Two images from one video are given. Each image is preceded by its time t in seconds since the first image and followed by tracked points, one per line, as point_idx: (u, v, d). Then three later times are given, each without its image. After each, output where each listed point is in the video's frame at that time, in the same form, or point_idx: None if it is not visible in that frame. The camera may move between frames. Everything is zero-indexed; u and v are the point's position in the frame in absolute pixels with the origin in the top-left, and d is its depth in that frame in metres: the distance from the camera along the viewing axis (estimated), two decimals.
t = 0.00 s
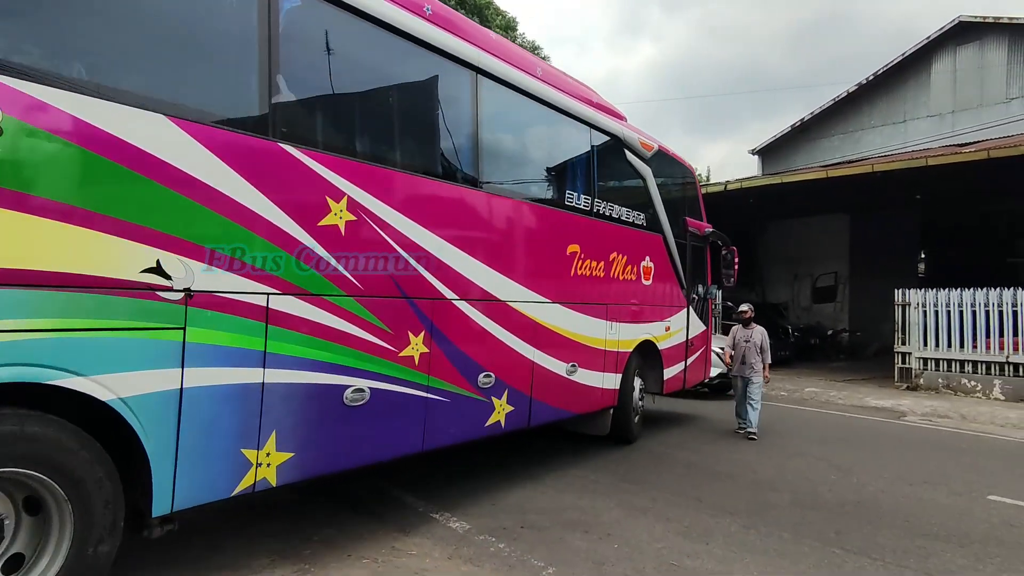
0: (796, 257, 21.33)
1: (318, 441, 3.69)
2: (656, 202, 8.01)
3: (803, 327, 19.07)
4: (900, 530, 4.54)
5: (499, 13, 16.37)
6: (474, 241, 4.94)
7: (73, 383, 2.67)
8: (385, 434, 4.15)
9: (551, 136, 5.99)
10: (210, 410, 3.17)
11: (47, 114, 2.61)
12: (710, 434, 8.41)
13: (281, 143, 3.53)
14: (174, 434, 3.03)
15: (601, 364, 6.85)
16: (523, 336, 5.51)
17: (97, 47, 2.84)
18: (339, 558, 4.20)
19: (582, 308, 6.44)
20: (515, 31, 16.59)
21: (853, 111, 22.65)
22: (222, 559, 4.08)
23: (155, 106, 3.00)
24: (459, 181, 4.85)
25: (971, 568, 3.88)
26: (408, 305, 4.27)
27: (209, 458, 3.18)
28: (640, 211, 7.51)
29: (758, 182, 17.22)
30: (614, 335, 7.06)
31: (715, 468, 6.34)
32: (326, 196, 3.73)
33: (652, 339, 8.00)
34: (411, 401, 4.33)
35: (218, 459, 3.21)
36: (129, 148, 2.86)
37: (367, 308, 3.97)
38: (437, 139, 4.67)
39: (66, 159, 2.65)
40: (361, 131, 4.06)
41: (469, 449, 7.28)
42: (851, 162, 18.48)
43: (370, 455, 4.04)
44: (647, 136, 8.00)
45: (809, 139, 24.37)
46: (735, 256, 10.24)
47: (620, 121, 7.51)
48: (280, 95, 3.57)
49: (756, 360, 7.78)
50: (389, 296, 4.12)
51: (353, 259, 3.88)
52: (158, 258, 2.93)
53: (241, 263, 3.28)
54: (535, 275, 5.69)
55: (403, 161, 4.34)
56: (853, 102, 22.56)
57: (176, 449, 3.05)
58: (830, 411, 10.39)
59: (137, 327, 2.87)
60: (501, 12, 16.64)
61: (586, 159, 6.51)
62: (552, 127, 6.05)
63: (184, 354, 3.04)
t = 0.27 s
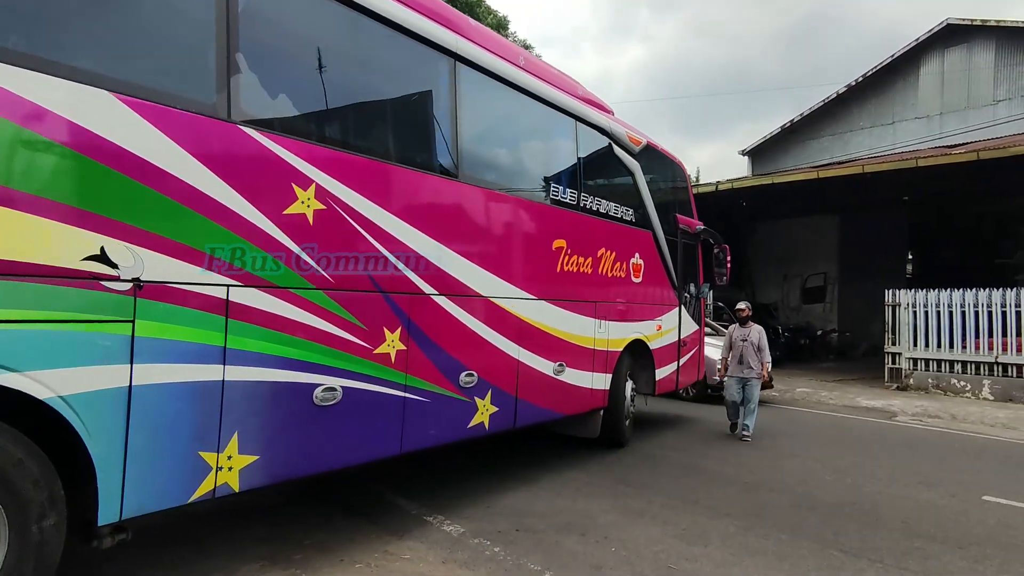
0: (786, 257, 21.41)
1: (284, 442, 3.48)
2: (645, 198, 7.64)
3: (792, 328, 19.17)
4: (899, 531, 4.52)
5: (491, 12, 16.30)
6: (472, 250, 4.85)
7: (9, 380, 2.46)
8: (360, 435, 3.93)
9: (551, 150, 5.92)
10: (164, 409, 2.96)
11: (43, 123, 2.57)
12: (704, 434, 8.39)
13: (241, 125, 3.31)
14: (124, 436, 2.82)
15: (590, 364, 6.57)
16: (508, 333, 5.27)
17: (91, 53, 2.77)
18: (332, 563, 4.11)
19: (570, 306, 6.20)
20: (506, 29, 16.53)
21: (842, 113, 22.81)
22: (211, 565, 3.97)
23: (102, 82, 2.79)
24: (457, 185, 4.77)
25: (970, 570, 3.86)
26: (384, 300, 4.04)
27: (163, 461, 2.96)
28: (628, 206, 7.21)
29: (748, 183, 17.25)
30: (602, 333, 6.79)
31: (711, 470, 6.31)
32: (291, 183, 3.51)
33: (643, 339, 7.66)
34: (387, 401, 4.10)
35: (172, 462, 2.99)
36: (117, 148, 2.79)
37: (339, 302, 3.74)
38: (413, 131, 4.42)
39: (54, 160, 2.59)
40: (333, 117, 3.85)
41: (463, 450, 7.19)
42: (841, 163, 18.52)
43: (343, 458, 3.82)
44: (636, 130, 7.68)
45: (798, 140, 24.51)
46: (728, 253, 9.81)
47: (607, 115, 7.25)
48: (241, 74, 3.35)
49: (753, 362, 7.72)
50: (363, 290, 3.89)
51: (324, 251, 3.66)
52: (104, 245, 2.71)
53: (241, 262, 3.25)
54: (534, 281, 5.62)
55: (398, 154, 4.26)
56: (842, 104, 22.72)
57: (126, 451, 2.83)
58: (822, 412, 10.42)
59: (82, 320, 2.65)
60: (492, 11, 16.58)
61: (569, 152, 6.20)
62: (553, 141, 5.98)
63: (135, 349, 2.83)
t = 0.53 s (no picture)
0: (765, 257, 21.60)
1: (240, 447, 3.27)
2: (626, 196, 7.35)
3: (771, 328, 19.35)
4: (885, 530, 4.54)
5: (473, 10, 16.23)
6: (462, 260, 4.82)
7: None
8: (325, 438, 3.72)
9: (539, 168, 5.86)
10: (102, 412, 2.74)
11: (29, 135, 2.53)
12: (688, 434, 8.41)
13: (186, 107, 3.10)
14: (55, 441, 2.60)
15: (569, 364, 6.32)
16: (483, 331, 5.05)
17: (50, 45, 2.66)
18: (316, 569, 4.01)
19: (549, 304, 5.95)
20: (488, 28, 16.48)
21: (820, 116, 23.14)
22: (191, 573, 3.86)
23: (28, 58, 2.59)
24: (447, 191, 4.70)
25: (956, 568, 3.89)
26: (350, 297, 3.84)
27: (100, 468, 2.74)
28: (608, 202, 6.96)
29: (728, 184, 17.39)
30: (582, 333, 6.53)
31: (696, 470, 6.31)
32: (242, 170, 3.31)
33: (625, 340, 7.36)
34: (353, 402, 3.89)
35: (112, 469, 2.78)
36: (106, 162, 2.76)
37: (298, 298, 3.53)
38: (374, 122, 4.17)
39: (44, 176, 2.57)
40: (291, 104, 3.65)
41: (447, 453, 7.11)
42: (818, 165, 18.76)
43: (305, 463, 3.61)
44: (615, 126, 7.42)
45: (776, 142, 24.80)
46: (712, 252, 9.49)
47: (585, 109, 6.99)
48: (186, 53, 3.14)
49: (738, 364, 7.65)
50: (324, 284, 3.68)
51: (281, 243, 3.47)
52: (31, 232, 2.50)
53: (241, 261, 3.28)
54: (524, 288, 5.57)
55: (384, 150, 4.21)
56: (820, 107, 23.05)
57: (56, 457, 2.61)
58: (803, 411, 10.53)
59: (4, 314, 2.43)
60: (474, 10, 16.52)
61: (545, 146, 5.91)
62: (542, 156, 5.91)
63: (66, 346, 2.61)
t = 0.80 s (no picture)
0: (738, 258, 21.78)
1: (185, 459, 3.01)
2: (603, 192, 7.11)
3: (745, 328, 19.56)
4: (866, 528, 4.60)
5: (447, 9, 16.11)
6: (448, 266, 4.75)
7: None
8: (281, 448, 3.46)
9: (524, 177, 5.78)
10: (25, 424, 2.48)
11: (8, 147, 2.43)
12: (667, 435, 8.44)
13: (120, 89, 2.84)
14: None
15: (546, 366, 6.08)
16: (454, 332, 4.78)
17: None
18: None
19: (525, 305, 5.72)
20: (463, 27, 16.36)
21: (791, 119, 23.57)
22: None
23: None
24: (434, 197, 4.64)
25: (938, 566, 3.94)
26: (308, 295, 3.59)
27: (21, 486, 2.47)
28: (584, 199, 6.74)
29: (702, 185, 17.53)
30: (559, 334, 6.28)
31: (678, 471, 6.32)
32: (185, 158, 3.04)
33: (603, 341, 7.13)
34: (314, 409, 3.63)
35: (34, 487, 2.51)
36: (86, 179, 2.66)
37: (249, 297, 3.27)
38: (330, 110, 3.92)
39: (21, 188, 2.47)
40: (241, 88, 3.40)
41: (426, 457, 7.02)
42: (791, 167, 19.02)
43: (258, 475, 3.34)
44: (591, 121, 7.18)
45: (748, 144, 25.14)
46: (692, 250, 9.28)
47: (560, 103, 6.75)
48: (120, 29, 2.89)
49: (714, 364, 7.51)
50: (280, 282, 3.44)
51: (229, 237, 3.21)
52: None
53: (242, 262, 3.27)
54: (512, 292, 5.52)
55: (368, 148, 4.14)
56: (791, 109, 23.49)
57: None
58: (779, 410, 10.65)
59: None
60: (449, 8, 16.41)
61: (517, 141, 5.70)
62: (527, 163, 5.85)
63: None
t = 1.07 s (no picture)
0: (723, 259, 21.81)
1: (140, 472, 2.79)
2: (594, 187, 6.92)
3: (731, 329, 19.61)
4: (860, 528, 4.62)
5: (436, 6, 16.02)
6: (450, 264, 4.72)
7: None
8: (247, 460, 3.23)
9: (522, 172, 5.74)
10: None
11: None
12: (658, 435, 8.44)
13: (68, 71, 2.61)
14: None
15: (535, 368, 5.86)
16: (437, 333, 4.56)
17: None
18: None
19: (513, 304, 5.51)
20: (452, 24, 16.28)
21: (778, 120, 23.75)
22: None
23: None
24: (436, 198, 4.59)
25: (934, 565, 3.96)
26: (279, 296, 3.37)
27: None
28: (576, 195, 6.55)
29: (691, 185, 17.56)
30: (547, 335, 6.07)
31: (671, 472, 6.32)
32: (142, 147, 2.81)
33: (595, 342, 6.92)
34: (284, 417, 3.41)
35: None
36: (46, 177, 2.47)
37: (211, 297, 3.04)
38: (304, 98, 3.70)
39: None
40: (204, 72, 3.16)
41: (418, 459, 6.95)
42: (779, 168, 19.13)
43: (221, 489, 3.11)
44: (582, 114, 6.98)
45: (735, 145, 25.28)
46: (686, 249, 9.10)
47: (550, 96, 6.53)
48: (67, 8, 2.67)
49: (705, 367, 7.24)
50: (247, 282, 3.21)
51: (189, 232, 2.97)
52: None
53: (244, 261, 3.20)
54: (513, 292, 5.50)
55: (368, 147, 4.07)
56: (778, 111, 23.68)
57: None
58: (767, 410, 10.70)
59: None
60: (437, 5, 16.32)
61: (502, 132, 5.47)
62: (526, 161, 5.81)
63: None
